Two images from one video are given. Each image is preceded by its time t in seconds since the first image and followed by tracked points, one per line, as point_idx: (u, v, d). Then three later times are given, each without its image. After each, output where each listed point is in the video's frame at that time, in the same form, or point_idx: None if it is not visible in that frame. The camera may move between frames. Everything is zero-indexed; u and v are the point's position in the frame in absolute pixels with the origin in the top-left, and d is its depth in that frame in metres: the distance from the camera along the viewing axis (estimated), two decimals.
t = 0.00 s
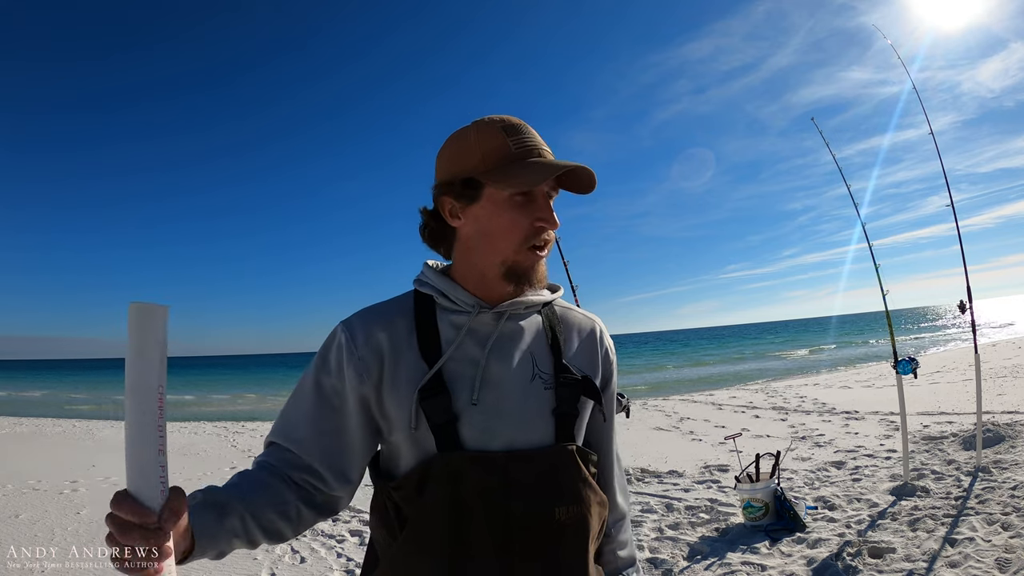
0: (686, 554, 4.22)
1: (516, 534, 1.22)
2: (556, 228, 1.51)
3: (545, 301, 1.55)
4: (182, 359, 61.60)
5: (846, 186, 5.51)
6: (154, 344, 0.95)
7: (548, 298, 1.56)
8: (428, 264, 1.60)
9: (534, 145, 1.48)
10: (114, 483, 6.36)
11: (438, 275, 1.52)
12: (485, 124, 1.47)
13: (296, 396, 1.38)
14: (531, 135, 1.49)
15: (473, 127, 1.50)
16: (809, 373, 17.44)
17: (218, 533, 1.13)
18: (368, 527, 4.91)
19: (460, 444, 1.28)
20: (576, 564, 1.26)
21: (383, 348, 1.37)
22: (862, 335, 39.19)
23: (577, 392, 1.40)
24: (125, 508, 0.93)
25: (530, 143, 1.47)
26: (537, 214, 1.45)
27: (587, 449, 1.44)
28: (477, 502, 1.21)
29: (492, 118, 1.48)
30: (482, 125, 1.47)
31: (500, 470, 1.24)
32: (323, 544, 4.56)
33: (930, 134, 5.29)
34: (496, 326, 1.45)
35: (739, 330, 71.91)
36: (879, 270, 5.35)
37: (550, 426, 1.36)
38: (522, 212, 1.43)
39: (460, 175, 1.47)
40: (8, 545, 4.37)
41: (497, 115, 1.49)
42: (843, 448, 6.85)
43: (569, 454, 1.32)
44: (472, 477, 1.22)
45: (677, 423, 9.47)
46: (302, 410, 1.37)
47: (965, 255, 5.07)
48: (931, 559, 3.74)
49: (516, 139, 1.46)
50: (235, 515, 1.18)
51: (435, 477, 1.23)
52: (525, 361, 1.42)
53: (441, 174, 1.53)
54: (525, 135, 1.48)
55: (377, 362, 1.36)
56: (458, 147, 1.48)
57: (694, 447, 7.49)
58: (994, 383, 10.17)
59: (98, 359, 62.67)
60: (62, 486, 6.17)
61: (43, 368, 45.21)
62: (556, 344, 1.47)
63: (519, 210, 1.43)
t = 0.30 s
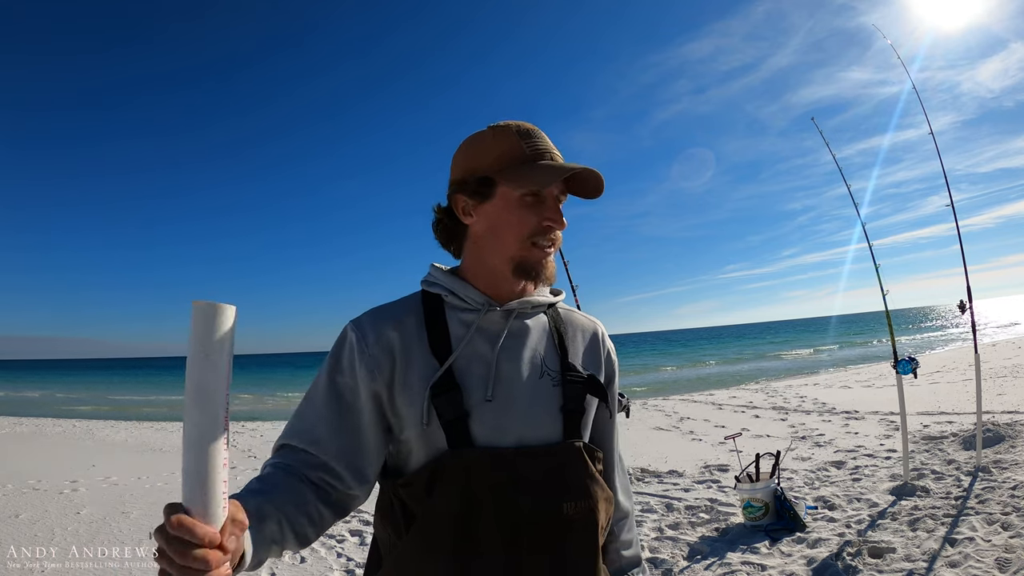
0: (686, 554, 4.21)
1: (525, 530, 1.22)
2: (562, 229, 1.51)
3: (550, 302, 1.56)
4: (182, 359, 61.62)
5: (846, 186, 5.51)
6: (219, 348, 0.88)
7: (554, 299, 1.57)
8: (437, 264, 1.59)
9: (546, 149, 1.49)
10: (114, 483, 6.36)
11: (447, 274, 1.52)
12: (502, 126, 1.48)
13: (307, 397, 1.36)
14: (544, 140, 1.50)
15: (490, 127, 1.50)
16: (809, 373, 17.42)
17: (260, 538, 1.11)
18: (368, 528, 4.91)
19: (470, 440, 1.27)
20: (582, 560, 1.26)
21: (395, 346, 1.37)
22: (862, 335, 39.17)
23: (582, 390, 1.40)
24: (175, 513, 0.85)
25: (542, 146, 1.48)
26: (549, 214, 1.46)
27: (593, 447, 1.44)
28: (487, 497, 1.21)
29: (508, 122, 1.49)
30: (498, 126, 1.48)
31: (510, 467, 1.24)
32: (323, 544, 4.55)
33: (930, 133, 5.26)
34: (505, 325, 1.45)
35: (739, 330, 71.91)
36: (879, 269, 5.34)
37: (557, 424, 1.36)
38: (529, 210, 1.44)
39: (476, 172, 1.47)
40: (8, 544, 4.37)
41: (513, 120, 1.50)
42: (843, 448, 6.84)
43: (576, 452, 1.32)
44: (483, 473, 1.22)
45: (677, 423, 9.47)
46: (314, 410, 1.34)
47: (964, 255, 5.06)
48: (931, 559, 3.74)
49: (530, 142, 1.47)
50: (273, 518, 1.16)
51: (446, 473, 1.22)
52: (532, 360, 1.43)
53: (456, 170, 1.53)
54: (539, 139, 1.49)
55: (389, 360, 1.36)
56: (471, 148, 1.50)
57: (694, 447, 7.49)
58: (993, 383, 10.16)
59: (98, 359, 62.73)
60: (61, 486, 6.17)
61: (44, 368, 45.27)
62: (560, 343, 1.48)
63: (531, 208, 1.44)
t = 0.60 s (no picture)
0: (686, 555, 4.21)
1: (519, 530, 1.22)
2: (523, 263, 1.43)
3: (545, 304, 1.56)
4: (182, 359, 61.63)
5: (846, 186, 5.51)
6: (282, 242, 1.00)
7: (548, 301, 1.57)
8: (434, 263, 1.60)
9: (521, 172, 1.39)
10: (114, 483, 6.36)
11: (442, 275, 1.52)
12: (491, 134, 1.43)
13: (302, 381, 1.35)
14: (529, 161, 1.41)
15: (494, 127, 1.44)
16: (810, 373, 17.42)
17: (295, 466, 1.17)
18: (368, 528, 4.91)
19: (463, 442, 1.27)
20: (578, 560, 1.26)
21: (387, 341, 1.37)
22: (862, 335, 39.18)
23: (577, 391, 1.40)
24: (233, 371, 1.00)
25: (518, 169, 1.39)
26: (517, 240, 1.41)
27: (589, 448, 1.44)
28: (480, 498, 1.21)
29: (496, 134, 1.42)
30: (485, 134, 1.43)
31: (503, 468, 1.24)
32: (323, 544, 4.55)
33: (931, 134, 5.25)
34: (499, 326, 1.45)
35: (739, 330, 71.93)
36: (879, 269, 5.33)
37: (551, 424, 1.36)
38: (485, 235, 1.40)
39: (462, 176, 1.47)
40: (8, 545, 4.37)
41: (506, 130, 1.42)
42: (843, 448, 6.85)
43: (569, 453, 1.32)
44: (476, 473, 1.22)
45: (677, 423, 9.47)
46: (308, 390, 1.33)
47: (965, 256, 5.06)
48: (931, 559, 3.74)
49: (509, 161, 1.39)
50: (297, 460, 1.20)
51: (438, 474, 1.22)
52: (526, 361, 1.43)
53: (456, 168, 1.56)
54: (523, 158, 1.40)
55: (381, 353, 1.36)
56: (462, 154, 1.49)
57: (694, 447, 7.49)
58: (994, 383, 10.17)
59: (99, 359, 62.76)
60: (62, 486, 6.17)
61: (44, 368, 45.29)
62: (555, 344, 1.47)
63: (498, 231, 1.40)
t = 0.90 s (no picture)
0: (686, 555, 4.21)
1: (510, 529, 1.22)
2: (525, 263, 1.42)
3: (546, 304, 1.55)
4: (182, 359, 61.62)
5: (846, 185, 5.50)
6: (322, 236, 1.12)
7: (550, 301, 1.57)
8: (436, 263, 1.61)
9: (516, 172, 1.39)
10: (114, 483, 6.36)
11: (442, 275, 1.53)
12: (480, 137, 1.43)
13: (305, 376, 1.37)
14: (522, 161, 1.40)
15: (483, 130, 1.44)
16: (810, 373, 17.42)
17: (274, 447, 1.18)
18: (368, 528, 4.91)
19: (456, 439, 1.28)
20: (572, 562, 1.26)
21: (385, 337, 1.39)
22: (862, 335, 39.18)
23: (573, 391, 1.39)
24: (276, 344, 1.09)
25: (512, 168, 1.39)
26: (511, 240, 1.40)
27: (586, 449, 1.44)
28: (473, 496, 1.21)
29: (486, 136, 1.42)
30: (475, 138, 1.43)
31: (495, 466, 1.24)
32: (323, 544, 4.55)
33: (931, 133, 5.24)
34: (496, 325, 1.45)
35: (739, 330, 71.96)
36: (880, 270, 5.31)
37: (546, 424, 1.36)
38: (486, 238, 1.40)
39: (453, 179, 1.47)
40: (8, 545, 4.37)
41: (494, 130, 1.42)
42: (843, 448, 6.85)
43: (564, 453, 1.32)
44: (467, 470, 1.22)
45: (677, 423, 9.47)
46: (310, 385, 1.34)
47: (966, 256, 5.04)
48: (931, 559, 3.74)
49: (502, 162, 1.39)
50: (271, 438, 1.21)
51: (431, 471, 1.23)
52: (523, 361, 1.42)
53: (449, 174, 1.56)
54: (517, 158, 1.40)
55: (379, 349, 1.38)
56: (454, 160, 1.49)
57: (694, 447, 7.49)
58: (994, 383, 10.17)
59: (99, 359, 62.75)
60: (62, 486, 6.17)
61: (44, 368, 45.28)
62: (554, 344, 1.47)
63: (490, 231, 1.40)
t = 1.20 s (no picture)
0: (686, 555, 4.21)
1: (522, 526, 1.21)
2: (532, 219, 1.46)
3: (564, 305, 1.55)
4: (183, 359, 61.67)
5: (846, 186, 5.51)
6: (331, 262, 1.16)
7: (568, 302, 1.56)
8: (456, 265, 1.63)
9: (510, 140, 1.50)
10: (114, 483, 6.36)
11: (461, 275, 1.55)
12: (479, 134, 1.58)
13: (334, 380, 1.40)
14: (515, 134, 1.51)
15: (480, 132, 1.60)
16: (810, 373, 17.42)
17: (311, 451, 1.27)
18: (368, 528, 4.90)
19: (473, 436, 1.28)
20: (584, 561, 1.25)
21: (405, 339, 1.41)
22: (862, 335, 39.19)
23: (589, 392, 1.38)
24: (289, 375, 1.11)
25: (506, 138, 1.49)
26: (504, 209, 1.45)
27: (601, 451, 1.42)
28: (488, 493, 1.21)
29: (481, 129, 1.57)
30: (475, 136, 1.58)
31: (509, 463, 1.24)
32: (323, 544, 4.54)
33: (931, 133, 5.25)
34: (514, 326, 1.46)
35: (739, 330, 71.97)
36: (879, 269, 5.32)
37: (562, 424, 1.36)
38: (493, 205, 1.46)
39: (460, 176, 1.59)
40: (8, 544, 4.38)
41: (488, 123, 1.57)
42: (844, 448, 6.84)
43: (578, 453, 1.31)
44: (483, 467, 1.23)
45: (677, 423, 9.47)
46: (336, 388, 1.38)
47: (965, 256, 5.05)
48: (930, 559, 3.74)
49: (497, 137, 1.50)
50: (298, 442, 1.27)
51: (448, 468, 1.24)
52: (539, 362, 1.42)
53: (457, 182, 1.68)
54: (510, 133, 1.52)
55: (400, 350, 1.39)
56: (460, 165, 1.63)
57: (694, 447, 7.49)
58: (994, 383, 10.16)
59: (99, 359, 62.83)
60: (62, 486, 6.17)
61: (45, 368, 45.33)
62: (571, 345, 1.46)
63: (484, 205, 1.47)
